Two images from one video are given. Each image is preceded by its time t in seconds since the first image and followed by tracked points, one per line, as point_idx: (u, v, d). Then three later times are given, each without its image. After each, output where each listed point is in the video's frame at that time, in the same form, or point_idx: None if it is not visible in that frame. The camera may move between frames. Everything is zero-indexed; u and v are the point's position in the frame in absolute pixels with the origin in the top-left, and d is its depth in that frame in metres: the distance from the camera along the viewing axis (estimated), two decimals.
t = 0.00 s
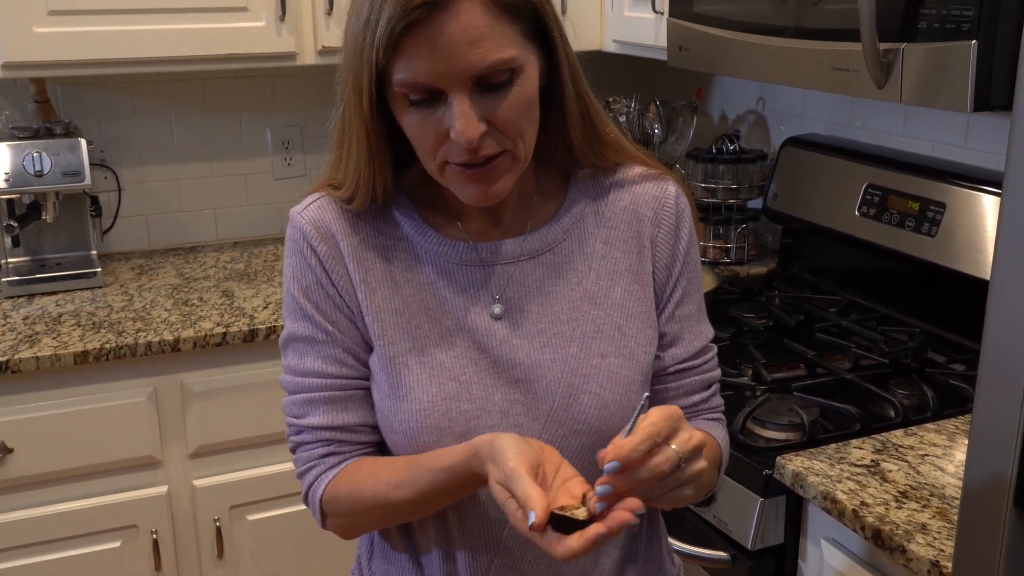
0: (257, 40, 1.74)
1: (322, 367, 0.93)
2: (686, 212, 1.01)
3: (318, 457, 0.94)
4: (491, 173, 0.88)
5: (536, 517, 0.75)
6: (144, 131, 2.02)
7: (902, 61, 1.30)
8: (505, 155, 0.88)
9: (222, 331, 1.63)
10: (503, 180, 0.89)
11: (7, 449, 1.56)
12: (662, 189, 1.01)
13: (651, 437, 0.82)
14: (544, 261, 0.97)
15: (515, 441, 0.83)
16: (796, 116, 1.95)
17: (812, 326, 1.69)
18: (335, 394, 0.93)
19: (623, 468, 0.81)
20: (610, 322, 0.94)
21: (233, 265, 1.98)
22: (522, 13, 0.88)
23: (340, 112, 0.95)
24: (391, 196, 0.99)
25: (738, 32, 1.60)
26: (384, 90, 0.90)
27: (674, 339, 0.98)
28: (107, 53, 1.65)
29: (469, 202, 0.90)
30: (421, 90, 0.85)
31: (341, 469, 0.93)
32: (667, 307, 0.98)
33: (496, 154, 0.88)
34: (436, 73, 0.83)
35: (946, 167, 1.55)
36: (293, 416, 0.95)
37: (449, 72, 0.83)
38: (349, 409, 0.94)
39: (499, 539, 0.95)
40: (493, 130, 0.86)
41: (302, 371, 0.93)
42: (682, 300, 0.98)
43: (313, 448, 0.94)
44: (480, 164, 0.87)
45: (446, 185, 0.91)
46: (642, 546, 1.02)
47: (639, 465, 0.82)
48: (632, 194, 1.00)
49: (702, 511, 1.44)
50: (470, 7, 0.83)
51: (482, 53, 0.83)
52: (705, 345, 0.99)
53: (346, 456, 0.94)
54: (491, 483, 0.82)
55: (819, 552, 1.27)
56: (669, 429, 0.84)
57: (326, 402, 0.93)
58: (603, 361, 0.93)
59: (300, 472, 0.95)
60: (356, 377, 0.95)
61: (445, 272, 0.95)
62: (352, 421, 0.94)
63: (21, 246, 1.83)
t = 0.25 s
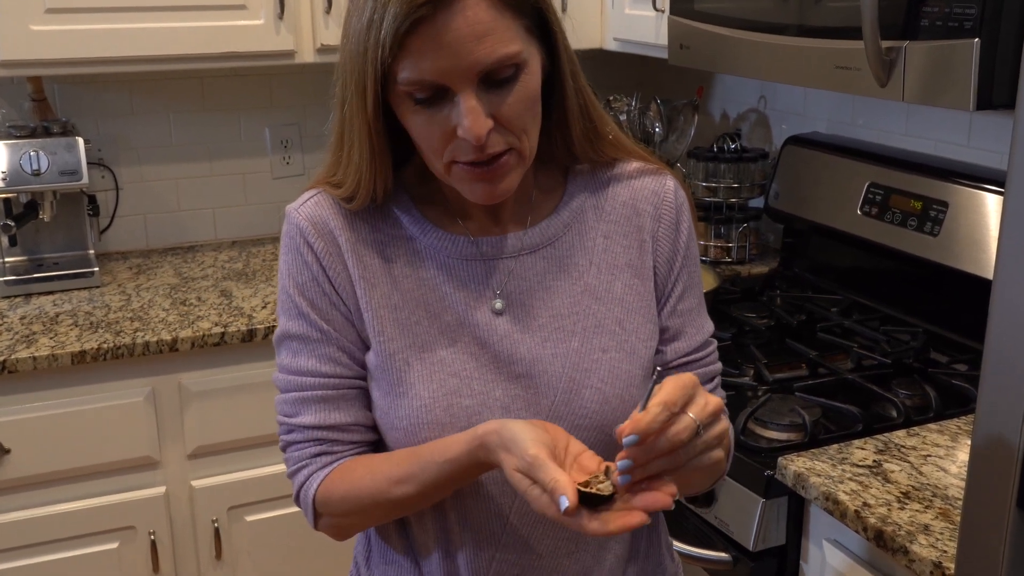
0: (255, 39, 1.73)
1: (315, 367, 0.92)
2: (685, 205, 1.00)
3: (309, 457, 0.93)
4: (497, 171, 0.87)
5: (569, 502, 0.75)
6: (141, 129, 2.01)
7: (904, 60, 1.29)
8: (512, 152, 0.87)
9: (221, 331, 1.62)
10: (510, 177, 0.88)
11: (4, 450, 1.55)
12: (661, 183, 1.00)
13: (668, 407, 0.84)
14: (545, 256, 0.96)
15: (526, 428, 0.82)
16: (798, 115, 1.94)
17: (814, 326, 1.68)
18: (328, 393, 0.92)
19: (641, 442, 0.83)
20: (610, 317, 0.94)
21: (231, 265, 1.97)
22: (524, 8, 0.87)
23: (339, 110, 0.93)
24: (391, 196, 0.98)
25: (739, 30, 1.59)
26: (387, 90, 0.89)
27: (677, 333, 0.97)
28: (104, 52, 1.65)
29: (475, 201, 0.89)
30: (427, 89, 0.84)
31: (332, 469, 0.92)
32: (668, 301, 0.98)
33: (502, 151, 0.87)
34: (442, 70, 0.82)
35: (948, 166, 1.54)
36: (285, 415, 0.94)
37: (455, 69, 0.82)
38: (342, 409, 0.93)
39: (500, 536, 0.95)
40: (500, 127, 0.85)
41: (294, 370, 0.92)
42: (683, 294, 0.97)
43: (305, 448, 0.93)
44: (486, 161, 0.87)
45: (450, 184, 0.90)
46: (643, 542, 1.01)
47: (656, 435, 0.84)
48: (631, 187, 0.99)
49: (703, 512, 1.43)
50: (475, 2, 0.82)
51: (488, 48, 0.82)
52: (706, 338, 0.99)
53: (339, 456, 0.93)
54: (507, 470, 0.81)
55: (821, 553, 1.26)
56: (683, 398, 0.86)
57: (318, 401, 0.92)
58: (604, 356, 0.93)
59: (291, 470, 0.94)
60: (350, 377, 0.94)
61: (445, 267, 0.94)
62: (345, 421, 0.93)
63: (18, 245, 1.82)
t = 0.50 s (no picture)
0: (253, 37, 1.72)
1: (313, 372, 0.91)
2: (681, 202, 1.00)
3: (310, 463, 0.92)
4: (496, 172, 0.86)
5: (583, 500, 0.75)
6: (139, 128, 2.01)
7: (907, 58, 1.27)
8: (509, 153, 0.87)
9: (219, 331, 1.61)
10: (509, 178, 0.87)
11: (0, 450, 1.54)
12: (657, 181, 0.99)
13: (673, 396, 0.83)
14: (543, 255, 0.95)
15: (537, 428, 0.82)
16: (800, 114, 1.93)
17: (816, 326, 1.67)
18: (328, 398, 0.91)
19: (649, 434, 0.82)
20: (610, 317, 0.93)
21: (229, 264, 1.96)
22: (520, 6, 0.86)
23: (333, 113, 0.92)
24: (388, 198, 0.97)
25: (741, 28, 1.58)
26: (382, 93, 0.88)
27: (676, 331, 0.97)
28: (101, 50, 1.64)
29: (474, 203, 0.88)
30: (424, 91, 0.83)
31: (334, 475, 0.91)
32: (667, 298, 0.97)
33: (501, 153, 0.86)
34: (439, 72, 0.81)
35: (951, 165, 1.52)
36: (284, 421, 0.93)
37: (453, 70, 0.81)
38: (342, 414, 0.92)
39: (499, 538, 0.94)
40: (498, 128, 0.85)
41: (293, 375, 0.91)
42: (682, 292, 0.97)
43: (306, 454, 0.92)
44: (484, 163, 0.86)
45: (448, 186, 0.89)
46: (644, 543, 1.00)
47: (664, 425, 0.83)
48: (629, 183, 0.99)
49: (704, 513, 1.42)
50: (471, 3, 0.81)
51: (486, 49, 0.82)
52: (705, 335, 0.98)
53: (339, 462, 0.92)
54: (519, 473, 0.81)
55: (823, 554, 1.25)
56: (685, 384, 0.85)
57: (318, 407, 0.91)
58: (605, 356, 0.92)
59: (291, 477, 0.93)
60: (349, 381, 0.93)
61: (443, 268, 0.93)
62: (345, 426, 0.92)
63: (15, 245, 1.81)
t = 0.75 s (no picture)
0: (251, 35, 1.71)
1: (312, 374, 0.90)
2: (680, 201, 0.99)
3: (310, 466, 0.91)
4: (491, 173, 0.85)
5: (585, 498, 0.74)
6: (137, 127, 2.00)
7: (909, 57, 1.26)
8: (504, 154, 0.86)
9: (217, 332, 1.60)
10: (504, 180, 0.86)
11: None
12: (655, 179, 0.98)
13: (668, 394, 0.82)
14: (542, 255, 0.94)
15: (540, 426, 0.81)
16: (801, 113, 1.92)
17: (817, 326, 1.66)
18: (327, 400, 0.90)
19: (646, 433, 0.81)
20: (610, 317, 0.92)
21: (227, 265, 1.95)
22: (513, 7, 0.85)
23: (328, 115, 0.91)
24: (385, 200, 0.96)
25: (742, 27, 1.57)
26: (376, 95, 0.87)
27: (677, 330, 0.96)
28: (99, 49, 1.63)
29: (469, 204, 0.87)
30: (416, 92, 0.82)
31: (334, 477, 0.90)
32: (667, 298, 0.96)
33: (495, 154, 0.85)
34: (433, 75, 0.80)
35: (953, 164, 1.51)
36: (283, 424, 0.92)
37: (446, 73, 0.80)
38: (342, 415, 0.91)
39: (499, 540, 0.93)
40: (492, 129, 0.83)
41: (292, 378, 0.90)
42: (682, 291, 0.96)
43: (305, 456, 0.91)
44: (479, 164, 0.85)
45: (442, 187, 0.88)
46: (645, 546, 0.99)
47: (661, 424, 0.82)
48: (627, 181, 0.98)
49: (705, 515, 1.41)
50: (465, 5, 0.80)
51: (480, 52, 0.81)
52: (705, 334, 0.97)
53: (339, 464, 0.91)
54: (520, 469, 0.80)
55: (825, 556, 1.24)
56: (682, 385, 0.85)
57: (317, 409, 0.90)
58: (605, 356, 0.91)
59: (291, 481, 0.92)
60: (347, 383, 0.92)
61: (441, 269, 0.92)
62: (345, 428, 0.91)
63: (12, 244, 1.81)
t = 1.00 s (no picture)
0: (249, 34, 1.70)
1: (310, 377, 0.89)
2: (680, 202, 0.98)
3: (310, 469, 0.90)
4: (486, 175, 0.84)
5: (584, 513, 0.73)
6: (135, 127, 1.99)
7: (911, 56, 1.25)
8: (500, 155, 0.85)
9: (215, 332, 1.59)
10: (500, 181, 0.85)
11: None
12: (656, 180, 0.98)
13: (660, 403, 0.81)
14: (541, 257, 0.93)
15: (546, 437, 0.80)
16: (803, 112, 1.91)
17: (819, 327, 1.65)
18: (326, 402, 0.89)
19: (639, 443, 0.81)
20: (609, 320, 0.91)
21: (225, 265, 1.94)
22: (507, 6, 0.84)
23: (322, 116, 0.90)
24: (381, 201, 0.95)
25: (743, 26, 1.57)
26: (371, 95, 0.86)
27: (677, 333, 0.96)
28: (96, 48, 1.62)
29: (465, 206, 0.86)
30: (411, 93, 0.81)
31: (334, 481, 0.89)
32: (667, 301, 0.96)
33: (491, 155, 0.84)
34: (427, 76, 0.79)
35: (956, 164, 1.51)
36: (282, 427, 0.91)
37: (439, 73, 0.79)
38: (342, 418, 0.90)
39: (499, 543, 0.92)
40: (488, 131, 0.83)
41: (290, 380, 0.89)
42: (682, 294, 0.95)
43: (305, 459, 0.90)
44: (475, 165, 0.84)
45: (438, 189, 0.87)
46: (645, 549, 0.98)
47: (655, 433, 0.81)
48: (627, 182, 0.97)
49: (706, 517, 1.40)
50: (458, 5, 0.79)
51: (474, 52, 0.80)
52: (705, 336, 0.97)
53: (340, 467, 0.90)
54: (522, 479, 0.79)
55: (827, 558, 1.23)
56: (672, 394, 0.84)
57: (317, 411, 0.89)
58: (605, 359, 0.90)
59: (290, 484, 0.91)
60: (345, 385, 0.91)
61: (440, 270, 0.91)
62: (345, 431, 0.90)
63: (9, 244, 1.80)
